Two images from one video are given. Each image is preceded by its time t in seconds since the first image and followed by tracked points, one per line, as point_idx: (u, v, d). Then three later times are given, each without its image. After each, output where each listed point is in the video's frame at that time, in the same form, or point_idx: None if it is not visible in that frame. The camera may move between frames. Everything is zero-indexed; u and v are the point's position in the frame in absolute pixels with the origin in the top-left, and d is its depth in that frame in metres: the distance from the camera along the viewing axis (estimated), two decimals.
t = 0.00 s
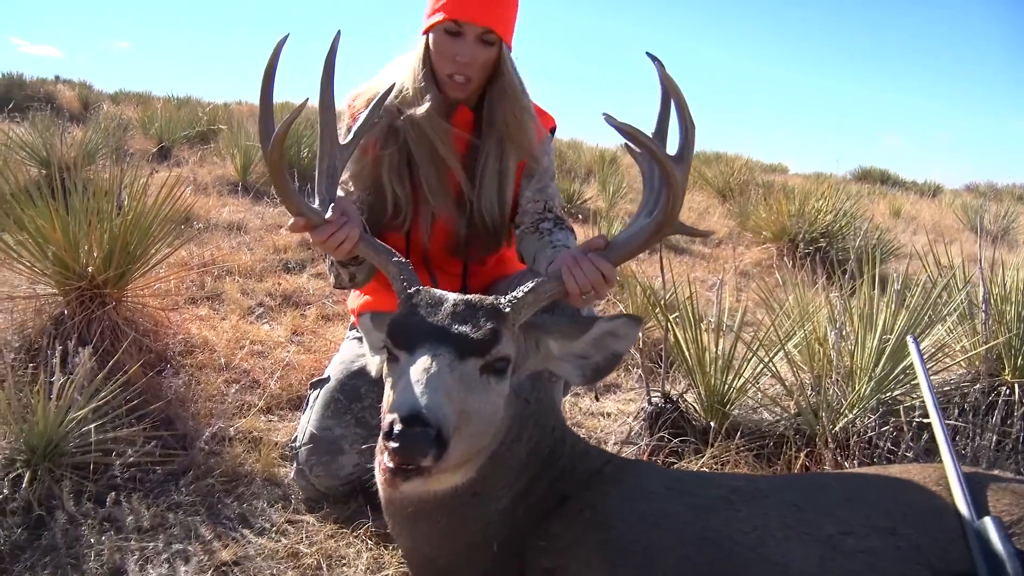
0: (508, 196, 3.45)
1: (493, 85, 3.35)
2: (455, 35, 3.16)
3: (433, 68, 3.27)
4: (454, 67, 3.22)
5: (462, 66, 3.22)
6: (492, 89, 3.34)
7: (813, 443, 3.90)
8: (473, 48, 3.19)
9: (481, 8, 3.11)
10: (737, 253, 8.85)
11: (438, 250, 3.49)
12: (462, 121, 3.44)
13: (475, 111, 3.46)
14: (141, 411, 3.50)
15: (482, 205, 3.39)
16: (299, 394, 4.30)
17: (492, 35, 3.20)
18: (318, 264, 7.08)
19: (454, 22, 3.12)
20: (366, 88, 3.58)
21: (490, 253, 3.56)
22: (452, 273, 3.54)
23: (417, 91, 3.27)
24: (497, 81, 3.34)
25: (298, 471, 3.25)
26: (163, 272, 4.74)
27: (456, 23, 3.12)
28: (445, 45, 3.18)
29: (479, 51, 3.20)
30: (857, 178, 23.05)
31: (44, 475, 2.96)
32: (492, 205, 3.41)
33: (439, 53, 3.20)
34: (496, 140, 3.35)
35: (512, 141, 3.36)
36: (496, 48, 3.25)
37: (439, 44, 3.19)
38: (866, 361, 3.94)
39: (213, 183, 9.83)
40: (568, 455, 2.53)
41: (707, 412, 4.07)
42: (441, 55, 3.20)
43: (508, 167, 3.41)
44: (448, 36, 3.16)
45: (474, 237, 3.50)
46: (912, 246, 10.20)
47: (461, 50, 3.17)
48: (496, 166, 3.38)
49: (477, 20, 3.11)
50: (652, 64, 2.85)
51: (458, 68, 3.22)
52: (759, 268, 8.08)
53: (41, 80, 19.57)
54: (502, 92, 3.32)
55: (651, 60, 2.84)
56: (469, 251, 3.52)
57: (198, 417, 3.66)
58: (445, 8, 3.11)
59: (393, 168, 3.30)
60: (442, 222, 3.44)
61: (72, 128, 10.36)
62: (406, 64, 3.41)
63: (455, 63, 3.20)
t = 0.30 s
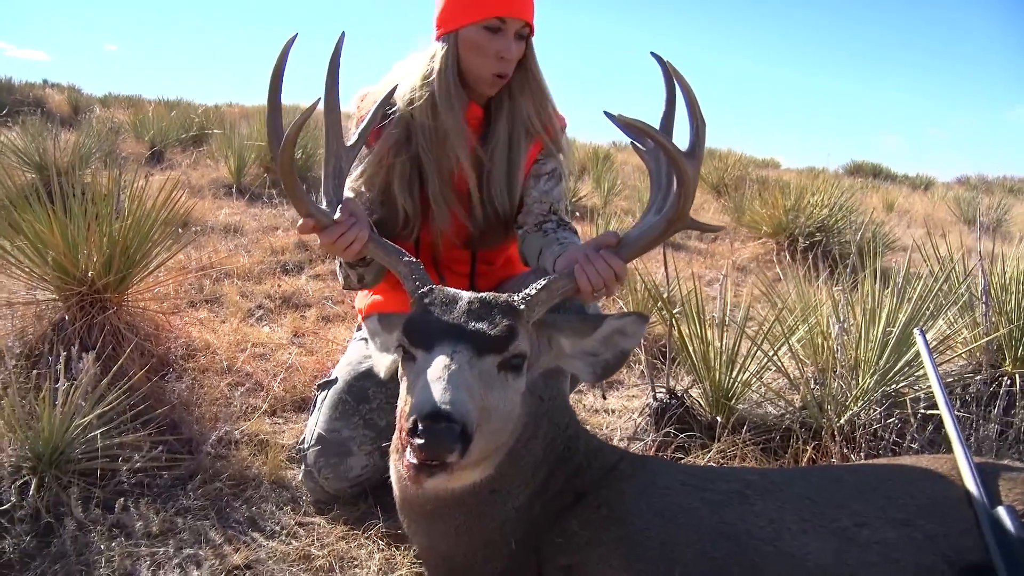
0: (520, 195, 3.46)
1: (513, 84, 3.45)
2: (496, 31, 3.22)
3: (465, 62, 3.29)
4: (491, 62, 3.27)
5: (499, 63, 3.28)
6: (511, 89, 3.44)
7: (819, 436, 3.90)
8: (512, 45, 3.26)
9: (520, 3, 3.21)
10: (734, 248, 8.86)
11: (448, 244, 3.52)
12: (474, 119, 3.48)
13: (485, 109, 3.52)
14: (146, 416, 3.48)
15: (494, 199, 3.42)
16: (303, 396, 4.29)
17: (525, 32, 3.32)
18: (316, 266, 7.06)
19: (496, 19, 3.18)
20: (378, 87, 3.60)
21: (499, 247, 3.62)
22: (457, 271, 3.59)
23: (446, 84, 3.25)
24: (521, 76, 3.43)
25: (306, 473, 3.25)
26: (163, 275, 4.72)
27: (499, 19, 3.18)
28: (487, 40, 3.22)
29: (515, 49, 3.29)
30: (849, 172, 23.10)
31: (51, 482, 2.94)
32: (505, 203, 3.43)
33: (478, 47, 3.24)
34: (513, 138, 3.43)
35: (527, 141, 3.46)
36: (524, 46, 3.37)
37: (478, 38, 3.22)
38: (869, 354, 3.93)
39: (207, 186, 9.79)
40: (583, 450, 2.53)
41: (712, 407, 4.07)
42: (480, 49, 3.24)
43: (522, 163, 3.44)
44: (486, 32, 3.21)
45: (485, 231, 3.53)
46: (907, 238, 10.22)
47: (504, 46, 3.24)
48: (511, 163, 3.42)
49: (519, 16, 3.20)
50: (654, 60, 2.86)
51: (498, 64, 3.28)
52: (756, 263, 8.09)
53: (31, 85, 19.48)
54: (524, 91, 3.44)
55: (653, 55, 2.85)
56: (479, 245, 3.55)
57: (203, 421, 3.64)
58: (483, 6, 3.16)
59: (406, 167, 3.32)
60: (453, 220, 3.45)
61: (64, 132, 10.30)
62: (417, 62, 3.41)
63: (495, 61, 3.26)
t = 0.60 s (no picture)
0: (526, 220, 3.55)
1: (528, 114, 3.59)
2: (519, 60, 3.34)
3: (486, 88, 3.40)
4: (511, 90, 3.39)
5: (519, 91, 3.40)
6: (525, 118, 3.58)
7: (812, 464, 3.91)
8: (533, 75, 3.39)
9: (543, 34, 3.34)
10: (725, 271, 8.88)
11: (452, 265, 3.59)
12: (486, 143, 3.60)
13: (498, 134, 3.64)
14: (137, 431, 3.44)
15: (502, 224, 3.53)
16: (294, 413, 4.26)
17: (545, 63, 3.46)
18: (308, 280, 7.03)
19: (521, 49, 3.31)
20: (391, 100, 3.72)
21: (501, 272, 3.72)
22: (459, 293, 3.65)
23: (466, 108, 3.36)
24: (535, 105, 3.59)
25: (297, 493, 3.22)
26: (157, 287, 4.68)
27: (525, 49, 3.31)
28: (509, 68, 3.34)
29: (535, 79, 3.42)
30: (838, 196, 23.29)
31: (39, 497, 2.90)
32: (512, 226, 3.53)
33: (500, 74, 3.36)
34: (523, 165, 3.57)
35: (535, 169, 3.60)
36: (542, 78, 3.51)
37: (501, 66, 3.33)
38: (863, 382, 3.93)
39: (199, 197, 9.74)
40: (582, 478, 2.54)
41: (705, 433, 4.07)
42: (502, 76, 3.35)
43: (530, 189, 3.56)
44: (509, 61, 3.33)
45: (489, 254, 3.63)
46: (896, 265, 10.29)
47: (526, 75, 3.36)
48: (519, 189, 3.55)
49: (542, 47, 3.34)
50: (660, 83, 2.89)
51: (518, 92, 3.40)
52: (747, 286, 8.12)
53: (24, 90, 19.39)
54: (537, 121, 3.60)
55: (658, 78, 2.87)
56: (485, 267, 3.64)
57: (194, 436, 3.61)
58: (509, 38, 3.29)
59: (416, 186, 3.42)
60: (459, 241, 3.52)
61: (57, 139, 10.23)
62: (432, 86, 3.52)
63: (516, 89, 3.38)
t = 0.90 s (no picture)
0: (533, 237, 3.59)
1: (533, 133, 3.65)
2: (526, 81, 3.38)
3: (493, 109, 3.44)
4: (517, 111, 3.44)
5: (525, 112, 3.45)
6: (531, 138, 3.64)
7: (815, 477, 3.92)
8: (539, 96, 3.44)
9: (547, 56, 3.39)
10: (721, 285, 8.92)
11: (460, 284, 3.63)
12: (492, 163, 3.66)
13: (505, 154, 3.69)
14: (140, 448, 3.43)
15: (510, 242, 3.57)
16: (296, 429, 4.26)
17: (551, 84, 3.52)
18: (307, 296, 7.03)
19: (527, 71, 3.35)
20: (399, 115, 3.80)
21: (508, 291, 3.75)
22: (466, 310, 3.69)
23: (473, 129, 3.42)
24: (541, 125, 3.65)
25: (303, 509, 3.22)
26: (157, 303, 4.68)
27: (531, 71, 3.35)
28: (515, 89, 3.38)
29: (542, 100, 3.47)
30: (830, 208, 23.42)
31: (44, 516, 2.89)
32: (518, 244, 3.56)
33: (506, 95, 3.40)
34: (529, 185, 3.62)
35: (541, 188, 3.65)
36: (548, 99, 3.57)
37: (507, 87, 3.38)
38: (864, 396, 3.95)
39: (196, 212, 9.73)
40: (590, 494, 2.59)
41: (707, 447, 4.09)
42: (508, 98, 3.40)
43: (536, 208, 3.61)
44: (515, 82, 3.37)
45: (497, 272, 3.67)
46: (890, 277, 10.34)
47: (532, 96, 3.41)
48: (526, 207, 3.59)
49: (547, 69, 3.39)
50: (667, 101, 2.93)
51: (524, 113, 3.44)
52: (744, 300, 8.14)
53: (19, 107, 19.39)
54: (543, 142, 3.65)
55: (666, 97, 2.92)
56: (493, 286, 3.67)
57: (198, 453, 3.60)
58: (513, 61, 3.33)
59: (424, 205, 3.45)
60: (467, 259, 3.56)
61: (52, 154, 10.22)
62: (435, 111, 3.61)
63: (522, 111, 3.43)
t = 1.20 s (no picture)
0: (533, 237, 3.61)
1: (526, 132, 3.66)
2: (511, 81, 3.40)
3: (481, 110, 3.46)
4: (506, 111, 3.45)
5: (513, 112, 3.46)
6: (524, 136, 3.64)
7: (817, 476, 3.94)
8: (527, 94, 3.45)
9: (532, 54, 3.40)
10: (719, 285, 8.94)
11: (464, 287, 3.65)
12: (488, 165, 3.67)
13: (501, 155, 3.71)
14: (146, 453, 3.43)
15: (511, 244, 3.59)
16: (300, 433, 4.27)
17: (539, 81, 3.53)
18: (306, 299, 7.03)
19: (511, 70, 3.36)
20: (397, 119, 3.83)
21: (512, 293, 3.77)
22: (470, 312, 3.71)
23: (464, 132, 3.44)
24: (533, 123, 3.66)
25: (310, 513, 3.23)
26: (159, 308, 4.67)
27: (516, 70, 3.37)
28: (502, 90, 3.40)
29: (529, 98, 3.48)
30: (824, 207, 23.50)
31: (51, 521, 2.89)
32: (520, 244, 3.57)
33: (493, 96, 3.42)
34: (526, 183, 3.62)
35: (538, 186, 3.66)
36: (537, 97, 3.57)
37: (494, 87, 3.39)
38: (865, 395, 3.98)
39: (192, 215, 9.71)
40: (599, 494, 2.62)
41: (709, 447, 4.11)
42: (495, 98, 3.41)
43: (536, 207, 3.62)
44: (501, 82, 3.39)
45: (500, 274, 3.68)
46: (886, 276, 10.37)
47: (519, 95, 3.42)
48: (524, 206, 3.61)
49: (533, 67, 3.40)
50: (673, 107, 2.98)
51: (512, 112, 3.45)
52: (741, 300, 8.17)
53: (11, 110, 19.31)
54: (536, 139, 3.66)
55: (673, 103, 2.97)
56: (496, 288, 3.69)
57: (202, 457, 3.61)
58: (495, 59, 3.35)
59: (424, 210, 3.47)
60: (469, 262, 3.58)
61: (47, 159, 10.19)
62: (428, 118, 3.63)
63: (509, 110, 3.44)
